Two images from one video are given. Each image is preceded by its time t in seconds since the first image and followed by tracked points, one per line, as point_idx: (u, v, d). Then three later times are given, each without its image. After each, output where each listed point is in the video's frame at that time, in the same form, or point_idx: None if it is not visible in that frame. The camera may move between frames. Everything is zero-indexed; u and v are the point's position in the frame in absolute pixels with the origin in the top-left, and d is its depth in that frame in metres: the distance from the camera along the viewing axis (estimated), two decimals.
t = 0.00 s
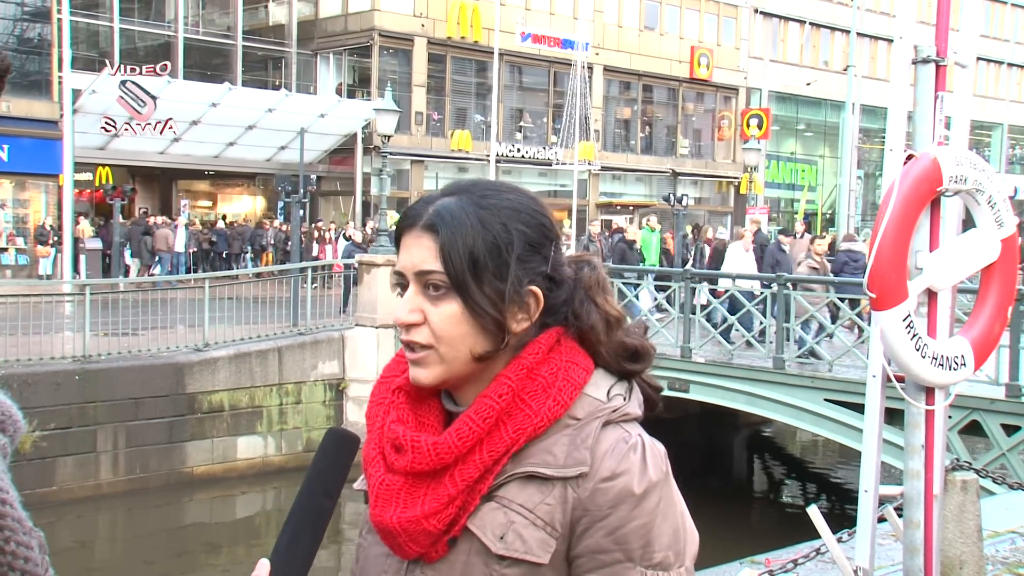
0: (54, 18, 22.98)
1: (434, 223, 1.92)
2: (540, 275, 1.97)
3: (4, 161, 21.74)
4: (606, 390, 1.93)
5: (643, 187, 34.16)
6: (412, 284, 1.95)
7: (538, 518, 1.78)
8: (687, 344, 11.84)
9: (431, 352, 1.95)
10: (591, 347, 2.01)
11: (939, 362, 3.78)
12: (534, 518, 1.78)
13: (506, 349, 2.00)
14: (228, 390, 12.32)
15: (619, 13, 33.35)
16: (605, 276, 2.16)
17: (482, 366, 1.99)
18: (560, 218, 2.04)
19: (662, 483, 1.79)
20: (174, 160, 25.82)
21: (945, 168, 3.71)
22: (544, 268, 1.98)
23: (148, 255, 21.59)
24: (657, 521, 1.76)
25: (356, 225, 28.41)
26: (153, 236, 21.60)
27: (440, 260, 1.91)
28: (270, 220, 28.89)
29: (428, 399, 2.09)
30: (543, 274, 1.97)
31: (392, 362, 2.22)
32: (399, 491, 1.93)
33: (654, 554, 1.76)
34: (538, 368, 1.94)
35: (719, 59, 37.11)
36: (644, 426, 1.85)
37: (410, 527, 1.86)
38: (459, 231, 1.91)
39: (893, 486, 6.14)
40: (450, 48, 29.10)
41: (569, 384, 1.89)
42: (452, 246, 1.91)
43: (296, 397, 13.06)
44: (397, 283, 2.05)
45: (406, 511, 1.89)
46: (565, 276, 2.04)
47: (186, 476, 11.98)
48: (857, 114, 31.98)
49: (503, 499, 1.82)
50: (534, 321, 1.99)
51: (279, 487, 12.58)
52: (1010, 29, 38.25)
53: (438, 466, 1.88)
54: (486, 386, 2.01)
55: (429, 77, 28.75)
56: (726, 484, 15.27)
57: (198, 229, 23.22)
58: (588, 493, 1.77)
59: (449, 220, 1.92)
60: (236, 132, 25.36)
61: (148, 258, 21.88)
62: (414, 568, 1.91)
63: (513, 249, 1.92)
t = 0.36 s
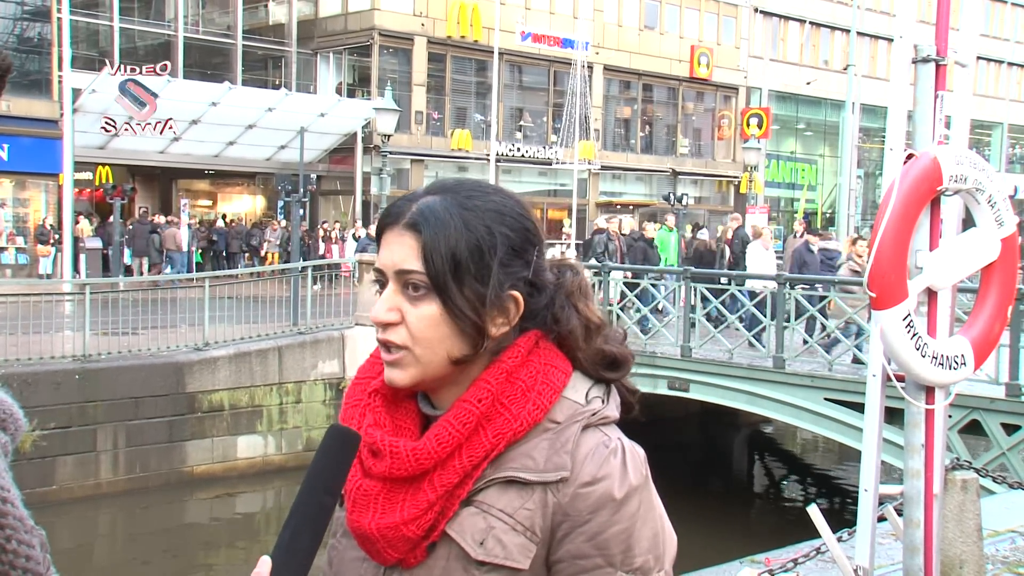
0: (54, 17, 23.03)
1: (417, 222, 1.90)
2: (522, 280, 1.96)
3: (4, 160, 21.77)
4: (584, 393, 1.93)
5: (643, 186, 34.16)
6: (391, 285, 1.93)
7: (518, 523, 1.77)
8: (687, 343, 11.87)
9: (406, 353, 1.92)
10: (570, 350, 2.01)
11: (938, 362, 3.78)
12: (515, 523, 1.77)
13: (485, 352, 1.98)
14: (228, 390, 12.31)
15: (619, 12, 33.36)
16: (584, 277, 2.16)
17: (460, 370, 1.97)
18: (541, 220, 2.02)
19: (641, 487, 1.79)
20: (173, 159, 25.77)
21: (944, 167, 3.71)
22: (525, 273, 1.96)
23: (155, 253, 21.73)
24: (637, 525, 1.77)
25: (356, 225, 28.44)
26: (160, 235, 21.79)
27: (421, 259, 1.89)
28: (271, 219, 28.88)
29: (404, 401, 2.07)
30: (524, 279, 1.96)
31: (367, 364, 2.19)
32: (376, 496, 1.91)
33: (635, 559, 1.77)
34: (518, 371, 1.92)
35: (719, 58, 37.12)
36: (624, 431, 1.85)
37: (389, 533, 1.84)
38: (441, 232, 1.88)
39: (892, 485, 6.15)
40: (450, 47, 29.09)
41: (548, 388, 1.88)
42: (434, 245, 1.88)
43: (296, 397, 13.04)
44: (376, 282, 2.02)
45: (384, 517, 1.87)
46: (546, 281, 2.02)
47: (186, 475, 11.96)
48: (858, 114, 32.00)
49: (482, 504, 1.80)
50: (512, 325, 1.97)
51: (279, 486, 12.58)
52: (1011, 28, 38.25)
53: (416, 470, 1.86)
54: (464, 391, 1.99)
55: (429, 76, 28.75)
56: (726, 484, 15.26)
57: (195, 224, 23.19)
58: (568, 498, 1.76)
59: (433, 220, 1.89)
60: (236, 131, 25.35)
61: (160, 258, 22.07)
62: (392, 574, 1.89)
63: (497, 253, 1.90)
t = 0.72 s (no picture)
0: (54, 16, 23.02)
1: (398, 237, 1.83)
2: (505, 301, 1.89)
3: (4, 160, 21.78)
4: (569, 396, 1.93)
5: (643, 185, 34.21)
6: (372, 294, 1.88)
7: (502, 523, 1.78)
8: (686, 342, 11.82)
9: (379, 363, 1.89)
10: (555, 364, 1.98)
11: (939, 361, 3.77)
12: (498, 523, 1.78)
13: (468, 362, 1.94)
14: (228, 389, 12.31)
15: (619, 11, 33.35)
16: (578, 291, 2.07)
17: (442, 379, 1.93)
18: (534, 231, 1.94)
19: (626, 490, 1.80)
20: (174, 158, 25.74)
21: (945, 167, 3.71)
22: (509, 295, 1.89)
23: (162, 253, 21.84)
24: (621, 528, 1.78)
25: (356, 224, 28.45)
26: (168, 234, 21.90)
27: (399, 274, 1.83)
28: (271, 218, 28.88)
29: (387, 404, 2.02)
30: (506, 301, 1.89)
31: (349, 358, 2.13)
32: (359, 494, 1.88)
33: (617, 562, 1.78)
34: (506, 376, 1.90)
35: (719, 57, 37.13)
36: (609, 434, 1.85)
37: (370, 531, 1.82)
38: (423, 244, 1.81)
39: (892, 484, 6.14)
40: (450, 46, 29.09)
41: (536, 392, 1.88)
42: (413, 261, 1.81)
43: (296, 396, 13.01)
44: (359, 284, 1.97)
45: (366, 514, 1.84)
46: (533, 299, 1.94)
47: (186, 474, 11.95)
48: (858, 113, 32.00)
49: (465, 503, 1.80)
50: (492, 345, 1.91)
51: (279, 485, 12.57)
52: (1011, 28, 38.29)
53: (400, 471, 1.84)
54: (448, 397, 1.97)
55: (430, 76, 28.74)
56: (726, 483, 15.24)
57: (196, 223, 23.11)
58: (552, 500, 1.77)
59: (413, 234, 1.82)
60: (236, 130, 25.34)
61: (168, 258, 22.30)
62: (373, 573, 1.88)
63: (478, 277, 1.83)
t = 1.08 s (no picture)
0: (54, 16, 23.04)
1: (389, 233, 1.84)
2: (498, 292, 1.91)
3: (5, 159, 21.77)
4: (561, 400, 1.94)
5: (644, 185, 34.24)
6: (364, 294, 1.88)
7: (498, 532, 1.77)
8: (687, 341, 11.82)
9: (378, 363, 1.88)
10: (546, 362, 2.00)
11: (939, 361, 3.77)
12: (494, 532, 1.77)
13: (461, 363, 1.95)
14: (228, 389, 12.32)
15: (619, 11, 33.37)
16: (564, 283, 2.10)
17: (435, 380, 1.93)
18: (523, 227, 1.96)
19: (621, 497, 1.80)
20: (174, 157, 25.72)
21: (945, 166, 3.71)
22: (503, 285, 1.91)
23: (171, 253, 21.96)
24: (617, 534, 1.78)
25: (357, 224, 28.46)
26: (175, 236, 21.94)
27: (393, 272, 1.83)
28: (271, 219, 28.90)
29: (378, 407, 2.02)
30: (500, 291, 1.91)
31: (337, 363, 2.13)
32: (352, 504, 1.87)
33: (614, 567, 1.79)
34: (498, 380, 1.91)
35: (719, 57, 37.16)
36: (603, 439, 1.86)
37: (367, 542, 1.81)
38: (416, 243, 1.82)
39: (891, 484, 6.15)
40: (450, 46, 29.10)
41: (528, 396, 1.88)
42: (406, 258, 1.82)
43: (296, 395, 13.02)
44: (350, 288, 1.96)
45: (361, 526, 1.83)
46: (525, 290, 1.97)
47: (186, 473, 11.96)
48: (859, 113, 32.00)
49: (461, 511, 1.80)
50: (487, 338, 1.92)
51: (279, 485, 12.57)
52: (1011, 27, 38.29)
53: (395, 480, 1.83)
54: (442, 399, 1.97)
55: (430, 75, 28.76)
56: (726, 483, 15.24)
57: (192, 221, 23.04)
58: (549, 507, 1.77)
59: (405, 229, 1.83)
60: (236, 130, 25.35)
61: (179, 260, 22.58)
62: None
63: (471, 267, 1.85)
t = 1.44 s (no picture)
0: (54, 16, 23.03)
1: (396, 209, 1.90)
2: (500, 269, 1.94)
3: (6, 159, 21.78)
4: (565, 394, 1.93)
5: (644, 185, 34.22)
6: (370, 269, 1.92)
7: (503, 523, 1.77)
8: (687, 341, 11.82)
9: (382, 339, 1.90)
10: (551, 356, 2.00)
11: (939, 360, 3.77)
12: (500, 523, 1.77)
13: (466, 343, 1.98)
14: (229, 389, 12.32)
15: (620, 11, 33.36)
16: (570, 280, 2.14)
17: (438, 362, 1.95)
18: (526, 212, 2.01)
19: (625, 488, 1.80)
20: (175, 157, 25.66)
21: (945, 166, 3.71)
22: (504, 262, 1.95)
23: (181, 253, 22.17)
24: (621, 525, 1.78)
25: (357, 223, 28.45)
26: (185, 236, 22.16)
27: (397, 242, 1.89)
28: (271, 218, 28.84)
29: (385, 399, 2.03)
30: (501, 268, 1.95)
31: (347, 359, 2.15)
32: (358, 494, 1.87)
33: (619, 559, 1.78)
34: (502, 369, 1.92)
35: (719, 56, 37.16)
36: (606, 432, 1.86)
37: (371, 531, 1.81)
38: (417, 215, 1.89)
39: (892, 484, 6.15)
40: (450, 46, 29.08)
41: (532, 387, 1.88)
42: (409, 231, 1.88)
43: (297, 395, 13.03)
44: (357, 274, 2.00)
45: (366, 515, 1.83)
46: (529, 275, 2.01)
47: (186, 473, 11.96)
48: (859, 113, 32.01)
49: (466, 504, 1.80)
50: (488, 316, 1.96)
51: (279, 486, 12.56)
52: (1011, 27, 38.29)
53: (400, 468, 1.83)
54: (445, 388, 1.98)
55: (430, 75, 28.75)
56: (727, 483, 15.22)
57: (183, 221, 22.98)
58: (553, 498, 1.76)
59: (411, 205, 1.90)
60: (236, 130, 25.35)
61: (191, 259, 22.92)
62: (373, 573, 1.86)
63: (472, 236, 1.90)
